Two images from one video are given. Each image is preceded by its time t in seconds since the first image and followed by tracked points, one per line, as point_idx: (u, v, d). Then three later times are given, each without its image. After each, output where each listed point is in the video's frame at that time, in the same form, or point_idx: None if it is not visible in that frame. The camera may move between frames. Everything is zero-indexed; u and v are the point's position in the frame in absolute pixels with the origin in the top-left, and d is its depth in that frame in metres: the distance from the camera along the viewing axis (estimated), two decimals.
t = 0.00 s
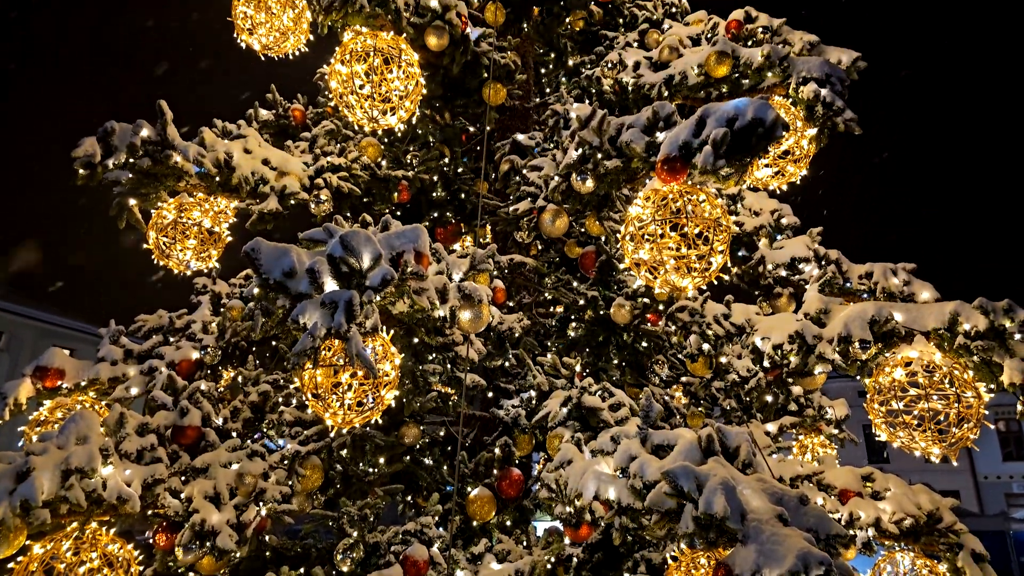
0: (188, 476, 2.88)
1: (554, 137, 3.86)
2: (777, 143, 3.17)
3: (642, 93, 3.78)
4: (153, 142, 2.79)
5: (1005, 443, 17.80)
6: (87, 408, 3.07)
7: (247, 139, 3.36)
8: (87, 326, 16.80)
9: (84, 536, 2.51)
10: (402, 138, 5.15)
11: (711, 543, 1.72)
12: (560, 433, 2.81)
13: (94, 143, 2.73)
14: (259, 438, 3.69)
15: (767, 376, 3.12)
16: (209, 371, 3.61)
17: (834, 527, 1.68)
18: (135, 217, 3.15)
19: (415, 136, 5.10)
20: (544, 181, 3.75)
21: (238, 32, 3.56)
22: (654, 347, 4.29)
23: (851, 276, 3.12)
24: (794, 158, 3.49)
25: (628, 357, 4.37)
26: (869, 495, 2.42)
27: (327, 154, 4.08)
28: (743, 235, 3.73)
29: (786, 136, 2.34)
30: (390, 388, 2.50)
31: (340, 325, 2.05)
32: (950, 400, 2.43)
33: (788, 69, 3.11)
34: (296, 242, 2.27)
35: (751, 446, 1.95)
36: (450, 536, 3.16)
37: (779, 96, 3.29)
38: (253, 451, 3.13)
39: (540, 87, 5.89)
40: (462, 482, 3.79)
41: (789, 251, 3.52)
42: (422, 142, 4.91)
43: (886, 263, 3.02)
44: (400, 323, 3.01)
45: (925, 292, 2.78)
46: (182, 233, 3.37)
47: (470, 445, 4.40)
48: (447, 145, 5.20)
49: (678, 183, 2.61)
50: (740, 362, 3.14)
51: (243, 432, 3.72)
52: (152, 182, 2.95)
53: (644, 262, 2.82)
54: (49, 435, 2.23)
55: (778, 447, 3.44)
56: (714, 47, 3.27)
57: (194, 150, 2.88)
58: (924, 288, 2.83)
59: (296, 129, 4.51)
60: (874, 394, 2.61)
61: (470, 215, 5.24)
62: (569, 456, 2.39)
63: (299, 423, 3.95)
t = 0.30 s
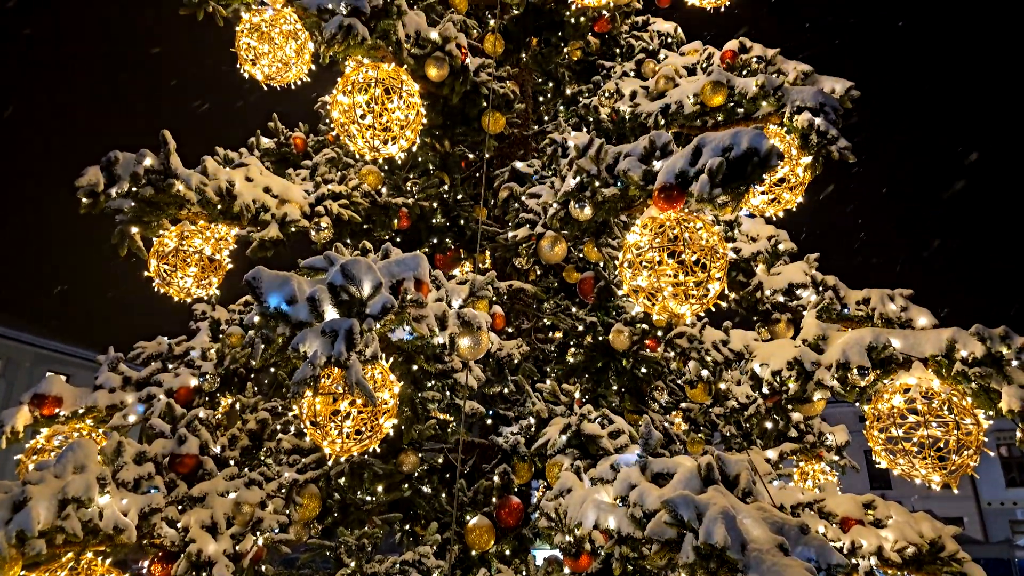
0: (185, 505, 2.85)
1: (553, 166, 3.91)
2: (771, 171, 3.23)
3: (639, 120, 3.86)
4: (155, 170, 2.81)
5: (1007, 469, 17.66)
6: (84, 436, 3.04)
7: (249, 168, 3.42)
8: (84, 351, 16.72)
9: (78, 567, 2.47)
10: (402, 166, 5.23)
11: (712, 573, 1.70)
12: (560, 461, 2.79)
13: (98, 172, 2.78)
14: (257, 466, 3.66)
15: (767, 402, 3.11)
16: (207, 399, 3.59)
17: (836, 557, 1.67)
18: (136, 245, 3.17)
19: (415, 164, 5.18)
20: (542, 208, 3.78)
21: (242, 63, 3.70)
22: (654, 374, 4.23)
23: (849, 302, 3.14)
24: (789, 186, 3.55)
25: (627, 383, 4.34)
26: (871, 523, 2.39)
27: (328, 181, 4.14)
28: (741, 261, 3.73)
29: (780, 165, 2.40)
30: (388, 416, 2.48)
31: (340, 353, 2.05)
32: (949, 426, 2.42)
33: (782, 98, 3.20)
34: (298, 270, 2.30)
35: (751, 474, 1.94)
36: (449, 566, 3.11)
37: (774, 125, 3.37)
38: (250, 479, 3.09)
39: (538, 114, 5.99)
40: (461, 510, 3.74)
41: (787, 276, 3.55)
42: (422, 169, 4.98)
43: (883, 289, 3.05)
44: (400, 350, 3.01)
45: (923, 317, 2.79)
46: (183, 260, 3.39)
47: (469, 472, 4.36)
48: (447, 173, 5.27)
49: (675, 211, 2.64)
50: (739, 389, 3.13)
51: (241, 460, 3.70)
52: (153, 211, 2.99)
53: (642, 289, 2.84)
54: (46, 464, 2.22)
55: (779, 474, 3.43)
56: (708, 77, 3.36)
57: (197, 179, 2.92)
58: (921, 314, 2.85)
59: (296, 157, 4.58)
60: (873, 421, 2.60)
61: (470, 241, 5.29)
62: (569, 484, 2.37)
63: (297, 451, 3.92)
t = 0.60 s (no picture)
0: (180, 536, 2.80)
1: (551, 193, 3.96)
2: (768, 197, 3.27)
3: (636, 148, 3.93)
4: (157, 199, 2.86)
5: (1010, 495, 17.46)
6: (80, 465, 3.03)
7: (251, 196, 3.46)
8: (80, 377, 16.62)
9: None
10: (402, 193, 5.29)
11: None
12: (560, 490, 2.76)
13: (100, 201, 2.81)
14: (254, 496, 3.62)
15: (767, 429, 3.09)
16: (205, 426, 3.56)
17: None
18: (136, 271, 3.19)
19: (416, 191, 5.24)
20: (541, 235, 3.81)
21: (244, 91, 3.79)
22: (653, 400, 4.21)
23: (847, 327, 3.16)
24: (786, 213, 3.57)
25: (627, 409, 4.30)
26: (874, 552, 2.34)
27: (329, 208, 4.19)
28: (740, 286, 3.74)
29: (777, 193, 2.41)
30: (387, 445, 2.46)
31: (339, 381, 2.05)
32: (950, 453, 2.43)
33: (777, 127, 3.27)
34: (298, 297, 2.31)
35: (752, 502, 1.92)
36: None
37: (769, 152, 3.45)
38: (247, 509, 3.06)
39: (537, 141, 6.07)
40: (460, 540, 3.68)
41: (785, 302, 3.58)
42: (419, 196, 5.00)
43: (881, 315, 3.07)
44: (398, 377, 3.00)
45: (922, 343, 2.83)
46: (183, 287, 3.40)
47: (468, 500, 4.30)
48: (446, 200, 5.33)
49: (673, 237, 2.67)
50: (739, 416, 3.13)
51: (237, 489, 3.69)
52: (155, 238, 3.02)
53: (641, 314, 2.85)
54: (42, 493, 2.21)
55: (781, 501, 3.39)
56: (705, 106, 3.46)
57: (198, 207, 2.96)
58: (919, 339, 2.87)
59: (297, 184, 4.65)
60: (874, 448, 2.60)
61: (469, 266, 5.33)
62: (569, 513, 2.34)
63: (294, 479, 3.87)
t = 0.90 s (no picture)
0: (176, 564, 2.76)
1: (550, 217, 3.99)
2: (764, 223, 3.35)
3: (633, 173, 4.00)
4: (158, 225, 2.89)
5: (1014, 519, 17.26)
6: (76, 491, 2.99)
7: (252, 221, 3.49)
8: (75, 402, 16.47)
9: None
10: (401, 217, 5.34)
11: None
12: (560, 516, 2.73)
13: (101, 227, 2.83)
14: (250, 523, 3.57)
15: (767, 453, 3.08)
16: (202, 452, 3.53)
17: None
18: (136, 297, 3.19)
19: (415, 215, 5.30)
20: (541, 258, 3.82)
21: (247, 118, 3.86)
22: (653, 424, 4.19)
23: (846, 350, 3.19)
24: (783, 237, 3.62)
25: (626, 433, 4.28)
26: None
27: (328, 233, 4.22)
28: (737, 310, 3.67)
29: (773, 219, 2.46)
30: (387, 470, 2.45)
31: (339, 408, 2.05)
32: (949, 478, 2.40)
33: (773, 152, 3.32)
34: (298, 323, 2.33)
35: (752, 529, 1.91)
36: None
37: (766, 177, 3.49)
38: (244, 536, 3.02)
39: (536, 165, 6.15)
40: (459, 568, 3.62)
41: (783, 325, 3.60)
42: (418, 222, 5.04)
43: (878, 338, 3.09)
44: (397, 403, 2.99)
45: (920, 366, 2.84)
46: (183, 312, 3.40)
47: (466, 527, 4.23)
48: (445, 224, 5.37)
49: (670, 262, 2.70)
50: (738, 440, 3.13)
51: (234, 516, 3.59)
52: (155, 264, 3.05)
53: (639, 339, 2.86)
54: (38, 521, 2.18)
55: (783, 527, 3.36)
56: (701, 132, 3.50)
57: (199, 232, 2.98)
58: (917, 362, 2.89)
59: (297, 209, 4.69)
60: (874, 473, 2.57)
61: (468, 289, 5.36)
62: (569, 540, 2.29)
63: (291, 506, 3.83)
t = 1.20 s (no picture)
0: None
1: (548, 241, 4.01)
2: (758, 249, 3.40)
3: (631, 198, 4.05)
4: (159, 251, 2.92)
5: (1019, 544, 17.00)
6: (71, 518, 2.92)
7: (252, 246, 3.51)
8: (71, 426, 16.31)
9: None
10: (401, 241, 5.38)
11: None
12: (559, 543, 2.69)
13: (103, 252, 2.85)
14: (246, 551, 3.52)
15: (766, 478, 3.07)
16: (199, 478, 3.50)
17: None
18: (135, 322, 3.15)
19: (414, 239, 5.34)
20: (539, 282, 3.82)
21: (248, 144, 3.92)
22: (652, 448, 4.17)
23: (844, 374, 3.22)
24: (779, 260, 3.68)
25: (625, 458, 4.25)
26: None
27: (328, 257, 4.25)
28: (735, 333, 3.76)
29: (768, 244, 2.49)
30: (385, 496, 2.44)
31: (337, 435, 2.05)
32: (949, 503, 2.41)
33: (768, 177, 3.37)
34: (297, 348, 2.33)
35: (753, 556, 1.87)
36: None
37: (762, 202, 3.56)
38: (240, 564, 2.97)
39: (534, 189, 6.22)
40: None
41: (782, 348, 3.59)
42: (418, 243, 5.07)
43: (877, 362, 3.11)
44: (396, 429, 2.96)
45: (918, 390, 2.88)
46: (182, 337, 3.41)
47: (465, 554, 4.17)
48: (444, 248, 5.41)
49: (667, 287, 2.72)
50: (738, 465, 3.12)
51: (230, 544, 3.50)
52: (155, 289, 3.06)
53: (638, 363, 2.88)
54: (33, 550, 2.20)
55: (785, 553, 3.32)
56: (698, 157, 3.58)
57: (199, 257, 3.01)
58: (916, 387, 2.91)
59: (297, 233, 4.74)
60: (874, 498, 2.57)
61: (466, 313, 5.37)
62: (568, 567, 2.27)
63: (287, 533, 3.78)
